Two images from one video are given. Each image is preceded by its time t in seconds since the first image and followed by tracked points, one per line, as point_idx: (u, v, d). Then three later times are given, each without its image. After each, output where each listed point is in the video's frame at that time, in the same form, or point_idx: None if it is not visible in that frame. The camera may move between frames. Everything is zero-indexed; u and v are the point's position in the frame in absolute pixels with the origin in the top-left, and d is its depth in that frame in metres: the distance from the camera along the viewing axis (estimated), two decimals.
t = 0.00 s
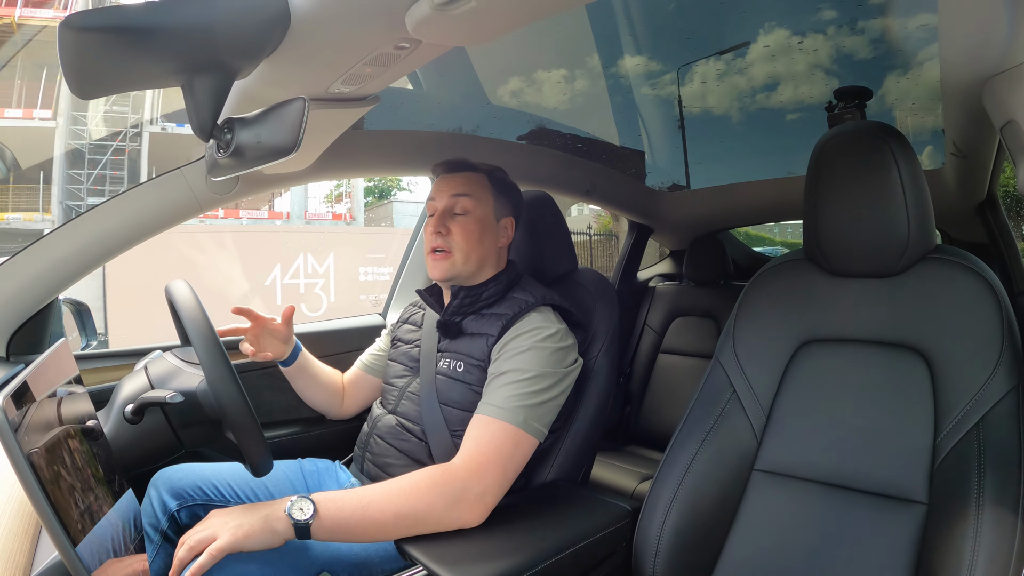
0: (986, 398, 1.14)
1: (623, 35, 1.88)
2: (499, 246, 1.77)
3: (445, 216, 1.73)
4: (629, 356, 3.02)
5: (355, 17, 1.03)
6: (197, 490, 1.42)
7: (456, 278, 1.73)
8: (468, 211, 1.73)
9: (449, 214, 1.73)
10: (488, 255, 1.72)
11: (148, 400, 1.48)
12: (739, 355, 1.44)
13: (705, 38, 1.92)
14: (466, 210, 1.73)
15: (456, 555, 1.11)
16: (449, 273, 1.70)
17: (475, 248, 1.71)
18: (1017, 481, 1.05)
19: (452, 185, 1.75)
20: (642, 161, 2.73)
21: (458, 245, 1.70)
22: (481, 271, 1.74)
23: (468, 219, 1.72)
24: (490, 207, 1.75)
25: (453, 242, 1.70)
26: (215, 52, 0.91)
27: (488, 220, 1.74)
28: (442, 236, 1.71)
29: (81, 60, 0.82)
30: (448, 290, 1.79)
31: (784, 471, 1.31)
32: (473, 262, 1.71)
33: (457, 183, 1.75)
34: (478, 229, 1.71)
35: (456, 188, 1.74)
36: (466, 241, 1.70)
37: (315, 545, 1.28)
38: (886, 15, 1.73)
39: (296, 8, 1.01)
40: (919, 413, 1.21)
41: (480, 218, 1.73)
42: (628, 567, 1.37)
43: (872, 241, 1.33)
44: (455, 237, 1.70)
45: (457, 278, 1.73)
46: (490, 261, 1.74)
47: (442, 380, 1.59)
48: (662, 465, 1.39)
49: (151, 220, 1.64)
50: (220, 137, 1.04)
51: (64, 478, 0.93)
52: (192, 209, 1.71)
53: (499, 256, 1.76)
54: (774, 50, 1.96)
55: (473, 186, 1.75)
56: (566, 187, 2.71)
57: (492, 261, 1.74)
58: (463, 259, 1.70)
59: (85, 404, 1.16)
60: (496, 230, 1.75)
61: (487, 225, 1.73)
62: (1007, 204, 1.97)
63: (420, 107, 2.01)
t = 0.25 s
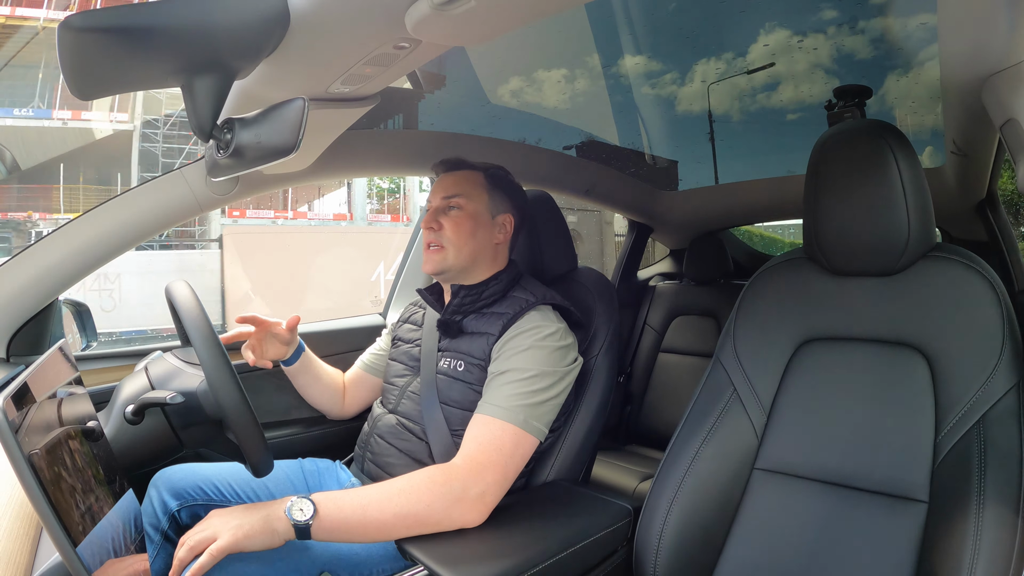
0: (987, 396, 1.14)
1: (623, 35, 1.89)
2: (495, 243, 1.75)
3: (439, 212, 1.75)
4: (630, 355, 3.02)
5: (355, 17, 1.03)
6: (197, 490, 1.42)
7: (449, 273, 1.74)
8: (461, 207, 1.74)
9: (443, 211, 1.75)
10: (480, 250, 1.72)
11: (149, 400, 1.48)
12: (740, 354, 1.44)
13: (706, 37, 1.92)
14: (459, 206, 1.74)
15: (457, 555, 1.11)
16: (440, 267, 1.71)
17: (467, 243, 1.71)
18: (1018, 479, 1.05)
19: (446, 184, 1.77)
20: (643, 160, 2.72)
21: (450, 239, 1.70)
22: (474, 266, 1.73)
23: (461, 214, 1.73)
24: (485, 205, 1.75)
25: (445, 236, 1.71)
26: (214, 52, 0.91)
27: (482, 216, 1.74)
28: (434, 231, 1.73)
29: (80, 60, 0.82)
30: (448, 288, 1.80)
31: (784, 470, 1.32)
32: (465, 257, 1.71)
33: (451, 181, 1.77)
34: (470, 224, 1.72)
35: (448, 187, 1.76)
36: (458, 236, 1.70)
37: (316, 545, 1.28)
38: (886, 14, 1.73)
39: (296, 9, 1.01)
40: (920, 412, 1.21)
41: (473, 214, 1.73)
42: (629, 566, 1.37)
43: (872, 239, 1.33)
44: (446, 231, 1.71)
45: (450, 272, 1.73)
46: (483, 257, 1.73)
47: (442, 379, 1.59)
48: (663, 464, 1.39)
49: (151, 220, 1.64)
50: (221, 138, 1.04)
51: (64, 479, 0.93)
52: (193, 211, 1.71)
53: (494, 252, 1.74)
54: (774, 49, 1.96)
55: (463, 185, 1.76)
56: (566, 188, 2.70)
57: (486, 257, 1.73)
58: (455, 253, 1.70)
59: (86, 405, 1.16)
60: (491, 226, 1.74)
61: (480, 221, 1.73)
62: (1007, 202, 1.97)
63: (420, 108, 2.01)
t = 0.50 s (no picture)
0: (986, 397, 1.14)
1: (624, 35, 1.89)
2: (493, 243, 1.75)
3: (436, 213, 1.75)
4: (630, 355, 3.02)
5: (355, 18, 1.03)
6: (197, 490, 1.42)
7: (447, 273, 1.74)
8: (459, 207, 1.73)
9: (441, 212, 1.74)
10: (478, 250, 1.72)
11: (148, 400, 1.48)
12: (740, 355, 1.44)
13: (706, 36, 1.92)
14: (457, 206, 1.73)
15: (456, 555, 1.11)
16: (439, 268, 1.72)
17: (464, 242, 1.71)
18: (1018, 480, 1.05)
19: (444, 184, 1.77)
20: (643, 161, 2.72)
21: (448, 239, 1.70)
22: (471, 266, 1.73)
23: (459, 214, 1.72)
24: (483, 205, 1.75)
25: (443, 236, 1.71)
26: (214, 52, 0.91)
27: (480, 215, 1.73)
28: (432, 232, 1.73)
29: (80, 59, 0.81)
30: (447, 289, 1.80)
31: (784, 470, 1.32)
32: (463, 257, 1.71)
33: (449, 181, 1.76)
34: (468, 224, 1.72)
35: (446, 187, 1.76)
36: (456, 236, 1.70)
37: (315, 545, 1.28)
38: (886, 15, 1.73)
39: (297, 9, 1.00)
40: (920, 412, 1.21)
41: (470, 214, 1.73)
42: (629, 567, 1.37)
43: (871, 239, 1.33)
44: (444, 231, 1.71)
45: (448, 272, 1.73)
46: (481, 257, 1.73)
47: (442, 379, 1.59)
48: (663, 464, 1.39)
49: (152, 220, 1.64)
50: (220, 137, 1.05)
51: (64, 479, 0.93)
52: (192, 210, 1.71)
53: (492, 252, 1.74)
54: (774, 50, 1.96)
55: (460, 187, 1.76)
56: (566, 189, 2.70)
57: (484, 257, 1.73)
58: (453, 253, 1.70)
59: (86, 405, 1.16)
60: (489, 226, 1.74)
61: (477, 221, 1.73)
62: (1007, 203, 1.96)
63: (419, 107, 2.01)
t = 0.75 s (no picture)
0: (986, 399, 1.14)
1: (623, 36, 1.93)
2: (494, 244, 1.75)
3: (439, 212, 1.75)
4: (630, 356, 3.02)
5: (356, 19, 1.03)
6: (197, 490, 1.42)
7: (448, 272, 1.74)
8: (461, 207, 1.73)
9: (443, 211, 1.75)
10: (480, 250, 1.72)
11: (149, 400, 1.48)
12: (740, 356, 1.44)
13: (706, 36, 1.92)
14: (459, 206, 1.73)
15: (456, 556, 1.11)
16: (441, 268, 1.72)
17: (466, 243, 1.71)
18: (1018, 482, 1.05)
19: (447, 184, 1.77)
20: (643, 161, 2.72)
21: (449, 238, 1.70)
22: (473, 267, 1.73)
23: (461, 214, 1.73)
24: (485, 205, 1.75)
25: (444, 236, 1.71)
26: (214, 53, 0.91)
27: (482, 215, 1.73)
28: (434, 231, 1.73)
29: (81, 60, 0.82)
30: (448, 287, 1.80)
31: (784, 472, 1.31)
32: (464, 257, 1.71)
33: (452, 181, 1.77)
34: (470, 224, 1.72)
35: (449, 188, 1.76)
36: (457, 236, 1.70)
37: (315, 545, 1.27)
38: (886, 15, 1.74)
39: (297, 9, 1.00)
40: (920, 414, 1.21)
41: (472, 214, 1.73)
42: (629, 568, 1.37)
43: (871, 240, 1.33)
44: (445, 231, 1.71)
45: (449, 272, 1.74)
46: (482, 257, 1.73)
47: (442, 379, 1.59)
48: (662, 465, 1.39)
49: (152, 219, 1.64)
50: (221, 138, 1.05)
51: (63, 479, 0.93)
52: (192, 210, 1.72)
53: (493, 253, 1.74)
54: (774, 50, 1.96)
55: (465, 186, 1.76)
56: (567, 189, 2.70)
57: (485, 257, 1.73)
58: (455, 254, 1.71)
59: (85, 405, 1.16)
60: (491, 227, 1.74)
61: (479, 221, 1.72)
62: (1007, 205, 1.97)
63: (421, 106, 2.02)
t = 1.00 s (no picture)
0: (986, 394, 1.14)
1: (623, 34, 1.89)
2: (495, 241, 1.75)
3: (440, 208, 1.75)
4: (630, 353, 3.02)
5: (354, 17, 1.03)
6: (197, 489, 1.42)
7: (448, 269, 1.74)
8: (462, 204, 1.74)
9: (444, 207, 1.75)
10: (480, 247, 1.72)
11: (149, 399, 1.48)
12: (740, 353, 1.44)
13: (705, 36, 1.91)
14: (460, 203, 1.74)
15: (457, 554, 1.11)
16: (441, 264, 1.72)
17: (466, 239, 1.71)
18: (1018, 478, 1.05)
19: (449, 181, 1.77)
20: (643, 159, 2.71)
21: (450, 235, 1.71)
22: (473, 263, 1.73)
23: (462, 211, 1.73)
24: (485, 202, 1.76)
25: (445, 232, 1.71)
26: (213, 52, 0.91)
27: (483, 212, 1.73)
28: (436, 226, 1.73)
29: (79, 59, 0.81)
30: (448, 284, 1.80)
31: (784, 468, 1.32)
32: (465, 254, 1.71)
33: (455, 178, 1.77)
34: (471, 220, 1.72)
35: (451, 184, 1.76)
36: (458, 233, 1.70)
37: (315, 544, 1.27)
38: (886, 14, 1.73)
39: (295, 8, 1.00)
40: (920, 410, 1.21)
41: (473, 211, 1.73)
42: (629, 565, 1.37)
43: (871, 237, 1.33)
44: (446, 227, 1.71)
45: (449, 268, 1.74)
46: (483, 254, 1.73)
47: (441, 376, 1.59)
48: (663, 462, 1.39)
49: (152, 216, 1.64)
50: (220, 136, 1.04)
51: (64, 478, 0.93)
52: (192, 209, 1.71)
53: (494, 250, 1.74)
54: (774, 49, 1.96)
55: (465, 184, 1.76)
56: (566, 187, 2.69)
57: (486, 254, 1.73)
58: (455, 249, 1.71)
59: (85, 404, 1.16)
60: (492, 224, 1.74)
61: (480, 218, 1.73)
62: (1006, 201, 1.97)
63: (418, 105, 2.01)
